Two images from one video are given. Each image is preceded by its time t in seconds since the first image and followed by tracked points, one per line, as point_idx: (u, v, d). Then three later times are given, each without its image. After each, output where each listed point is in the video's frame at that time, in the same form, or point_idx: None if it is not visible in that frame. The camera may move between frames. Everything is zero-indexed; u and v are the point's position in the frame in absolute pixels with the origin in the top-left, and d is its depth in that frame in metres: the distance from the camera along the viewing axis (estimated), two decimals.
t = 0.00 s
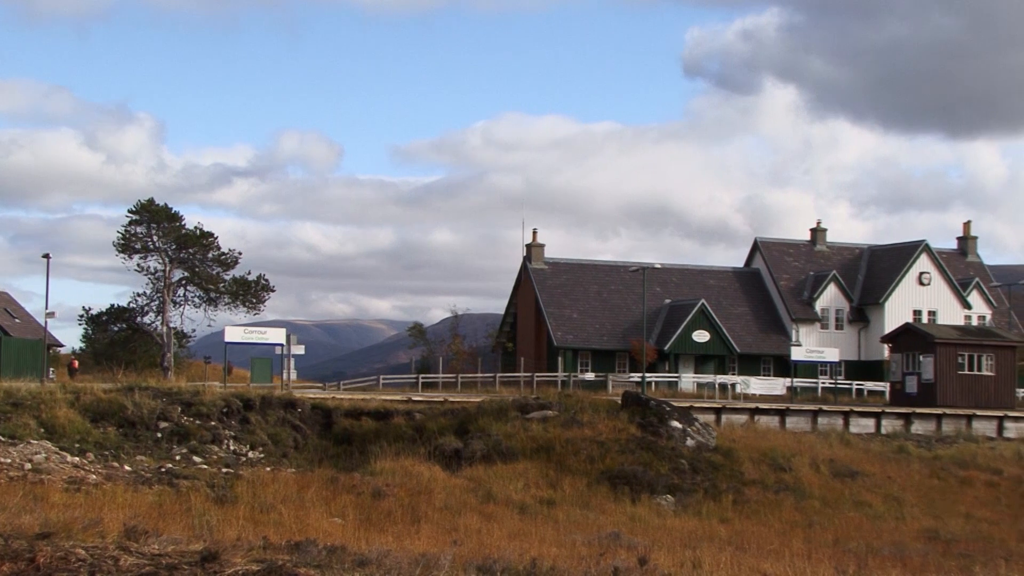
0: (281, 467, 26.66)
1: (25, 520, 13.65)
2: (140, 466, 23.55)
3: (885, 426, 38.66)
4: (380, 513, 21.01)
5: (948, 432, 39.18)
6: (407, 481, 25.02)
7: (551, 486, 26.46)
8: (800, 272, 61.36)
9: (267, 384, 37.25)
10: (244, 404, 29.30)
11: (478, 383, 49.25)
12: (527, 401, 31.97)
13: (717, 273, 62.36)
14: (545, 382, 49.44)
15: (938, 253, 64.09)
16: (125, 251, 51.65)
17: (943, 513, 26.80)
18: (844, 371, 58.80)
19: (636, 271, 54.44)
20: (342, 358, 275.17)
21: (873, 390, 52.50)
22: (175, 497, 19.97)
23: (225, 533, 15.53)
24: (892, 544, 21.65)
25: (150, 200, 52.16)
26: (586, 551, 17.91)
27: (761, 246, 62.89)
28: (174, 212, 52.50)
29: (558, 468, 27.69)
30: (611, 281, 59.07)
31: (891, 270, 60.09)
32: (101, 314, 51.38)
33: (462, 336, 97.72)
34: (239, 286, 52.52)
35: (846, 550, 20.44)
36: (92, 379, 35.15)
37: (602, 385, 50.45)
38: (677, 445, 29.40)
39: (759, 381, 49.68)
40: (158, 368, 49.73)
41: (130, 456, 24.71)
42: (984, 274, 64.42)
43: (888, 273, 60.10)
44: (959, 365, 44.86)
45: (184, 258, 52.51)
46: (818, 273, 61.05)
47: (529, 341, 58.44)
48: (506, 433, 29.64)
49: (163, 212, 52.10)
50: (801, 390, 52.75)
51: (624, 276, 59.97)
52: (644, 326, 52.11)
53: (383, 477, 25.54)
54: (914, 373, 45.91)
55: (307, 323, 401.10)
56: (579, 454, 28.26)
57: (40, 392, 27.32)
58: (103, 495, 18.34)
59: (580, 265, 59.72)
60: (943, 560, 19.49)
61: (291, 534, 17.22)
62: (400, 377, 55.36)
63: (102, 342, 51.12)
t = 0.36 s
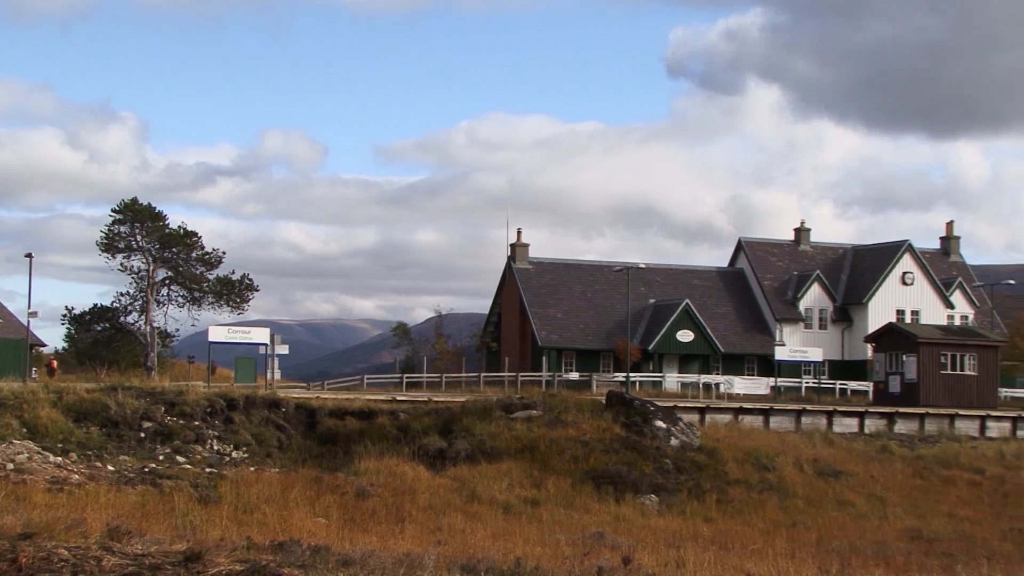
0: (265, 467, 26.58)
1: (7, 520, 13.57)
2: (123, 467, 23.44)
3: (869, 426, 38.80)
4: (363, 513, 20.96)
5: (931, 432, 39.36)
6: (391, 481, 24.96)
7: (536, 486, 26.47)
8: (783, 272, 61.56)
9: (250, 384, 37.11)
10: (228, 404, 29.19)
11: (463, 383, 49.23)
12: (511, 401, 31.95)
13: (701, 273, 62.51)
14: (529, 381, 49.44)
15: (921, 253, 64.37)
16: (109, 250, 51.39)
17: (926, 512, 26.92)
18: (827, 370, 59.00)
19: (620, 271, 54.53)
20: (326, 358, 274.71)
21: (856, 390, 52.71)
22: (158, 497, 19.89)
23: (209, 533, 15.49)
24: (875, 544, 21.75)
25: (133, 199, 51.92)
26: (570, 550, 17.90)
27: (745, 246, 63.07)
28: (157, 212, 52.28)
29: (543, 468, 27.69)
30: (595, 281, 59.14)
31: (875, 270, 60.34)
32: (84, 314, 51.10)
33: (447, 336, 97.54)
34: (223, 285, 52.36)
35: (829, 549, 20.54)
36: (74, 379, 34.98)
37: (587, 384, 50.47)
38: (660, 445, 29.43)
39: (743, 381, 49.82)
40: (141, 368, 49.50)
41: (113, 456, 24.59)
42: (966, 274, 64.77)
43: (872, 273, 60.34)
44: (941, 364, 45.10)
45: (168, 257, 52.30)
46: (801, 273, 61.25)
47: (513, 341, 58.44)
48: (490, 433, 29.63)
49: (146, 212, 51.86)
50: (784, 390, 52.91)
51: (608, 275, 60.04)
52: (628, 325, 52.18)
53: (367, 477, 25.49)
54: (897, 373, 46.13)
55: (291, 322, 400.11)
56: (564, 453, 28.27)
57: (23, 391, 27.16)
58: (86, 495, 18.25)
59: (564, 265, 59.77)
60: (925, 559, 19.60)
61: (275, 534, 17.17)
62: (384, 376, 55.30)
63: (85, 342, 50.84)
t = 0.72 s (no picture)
0: (253, 467, 26.53)
1: None
2: (111, 467, 23.36)
3: (857, 426, 38.88)
4: (352, 514, 20.94)
5: (918, 431, 39.47)
6: (380, 481, 24.93)
7: (524, 486, 26.47)
8: (771, 272, 61.69)
9: (239, 385, 37.02)
10: (216, 404, 29.11)
11: (451, 383, 49.18)
12: (500, 402, 31.93)
13: (689, 273, 62.60)
14: (518, 382, 49.45)
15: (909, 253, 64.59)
16: (96, 251, 51.22)
17: (914, 512, 27.02)
18: (815, 370, 59.16)
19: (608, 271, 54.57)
20: (315, 358, 274.24)
21: (844, 390, 52.88)
22: (146, 497, 19.85)
23: (197, 534, 15.48)
24: (862, 543, 21.82)
25: (120, 200, 51.75)
26: (558, 550, 17.92)
27: (733, 246, 63.20)
28: (145, 212, 52.13)
29: (531, 468, 27.70)
30: (583, 281, 59.17)
31: (863, 270, 60.52)
32: (71, 315, 50.91)
33: (435, 336, 97.46)
34: (211, 285, 52.23)
35: (817, 549, 20.60)
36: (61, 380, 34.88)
37: (575, 384, 50.48)
38: (649, 445, 29.46)
39: (731, 381, 49.93)
40: (129, 369, 49.33)
41: (101, 457, 24.51)
42: (954, 274, 65.04)
43: (860, 273, 60.53)
44: (929, 364, 45.26)
45: (155, 258, 52.13)
46: (789, 273, 61.40)
47: (501, 341, 58.44)
48: (479, 433, 29.62)
49: (134, 212, 51.70)
50: (773, 390, 53.01)
51: (597, 275, 60.10)
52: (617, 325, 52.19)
53: (355, 477, 25.45)
54: (885, 373, 46.28)
55: (279, 323, 399.32)
56: (552, 453, 28.28)
57: (10, 392, 27.05)
58: (75, 496, 18.20)
59: (552, 266, 59.80)
60: (913, 558, 19.69)
61: (263, 535, 17.15)
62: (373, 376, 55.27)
63: (73, 343, 50.64)
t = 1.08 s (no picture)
0: (231, 467, 26.41)
1: None
2: (88, 467, 23.22)
3: (835, 424, 39.06)
4: (330, 513, 20.88)
5: (896, 430, 39.70)
6: (359, 481, 24.86)
7: (503, 485, 26.48)
8: (750, 271, 61.93)
9: (216, 385, 36.85)
10: (194, 404, 28.97)
11: (430, 382, 49.10)
12: (479, 401, 31.90)
13: (668, 272, 62.77)
14: (496, 381, 49.45)
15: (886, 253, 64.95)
16: (73, 250, 50.87)
17: (891, 510, 27.21)
18: (793, 369, 59.45)
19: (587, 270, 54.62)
20: (293, 358, 273.26)
21: (821, 389, 53.17)
22: (123, 497, 19.73)
23: (175, 534, 15.43)
24: (839, 541, 21.95)
25: (98, 199, 51.41)
26: (537, 549, 17.96)
27: (712, 246, 63.39)
28: (122, 211, 51.81)
29: (511, 467, 27.71)
30: (562, 281, 59.21)
31: (840, 269, 60.83)
32: (48, 314, 50.57)
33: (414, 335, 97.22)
34: (189, 285, 51.98)
35: (795, 548, 20.71)
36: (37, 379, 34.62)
37: (554, 383, 50.51)
38: (628, 444, 29.53)
39: (710, 380, 50.10)
40: (106, 369, 49.03)
41: (77, 457, 24.35)
42: (930, 273, 65.49)
43: (837, 273, 60.85)
44: (906, 363, 45.57)
45: (133, 257, 51.82)
46: (767, 272, 61.66)
47: (480, 340, 58.43)
48: (458, 432, 29.60)
49: (111, 211, 51.38)
50: (751, 389, 53.19)
51: (576, 275, 60.16)
52: (596, 325, 52.28)
53: (334, 477, 25.36)
54: (862, 372, 46.56)
55: (257, 322, 397.69)
56: (531, 453, 28.30)
57: None
58: (52, 497, 18.09)
59: (531, 265, 59.82)
60: (890, 556, 19.83)
61: (241, 535, 17.09)
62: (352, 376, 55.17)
63: (49, 342, 50.28)
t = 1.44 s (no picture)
0: (211, 467, 26.29)
1: None
2: (66, 467, 23.05)
3: (814, 424, 39.21)
4: (310, 513, 20.80)
5: (874, 429, 39.91)
6: (338, 481, 24.79)
7: (483, 485, 26.46)
8: (729, 270, 62.15)
9: (195, 385, 36.65)
10: (173, 404, 28.80)
11: (410, 382, 49.03)
12: (459, 400, 31.85)
13: (647, 272, 62.92)
14: (476, 380, 49.43)
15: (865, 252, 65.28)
16: (51, 249, 50.50)
17: (869, 509, 27.36)
18: (773, 368, 59.71)
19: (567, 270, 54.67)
20: (273, 357, 272.38)
21: (800, 388, 53.42)
22: (102, 497, 19.61)
23: (154, 534, 15.34)
24: (819, 540, 22.05)
25: (76, 198, 51.04)
26: (516, 548, 17.96)
27: (691, 245, 63.55)
28: (101, 210, 51.45)
29: (490, 467, 27.70)
30: (542, 280, 59.25)
31: (820, 269, 61.10)
32: (26, 314, 50.24)
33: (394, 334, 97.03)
34: (168, 284, 51.71)
35: (774, 547, 20.78)
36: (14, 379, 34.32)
37: (534, 382, 50.51)
38: (608, 443, 29.57)
39: (690, 379, 50.25)
40: (84, 368, 48.73)
41: (55, 457, 24.18)
42: (909, 273, 65.85)
43: (817, 272, 61.13)
44: (885, 363, 45.86)
45: (111, 256, 51.49)
46: (747, 271, 61.89)
47: (460, 340, 58.40)
48: (438, 431, 29.57)
49: (89, 211, 51.02)
50: (731, 388, 53.35)
51: (556, 274, 60.20)
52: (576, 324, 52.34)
53: (313, 477, 25.27)
54: (841, 371, 46.81)
55: (237, 322, 396.07)
56: (511, 452, 28.30)
57: None
58: (29, 496, 17.95)
59: (511, 264, 59.82)
60: (869, 555, 19.93)
61: (221, 535, 17.02)
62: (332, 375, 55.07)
63: (27, 342, 49.95)
